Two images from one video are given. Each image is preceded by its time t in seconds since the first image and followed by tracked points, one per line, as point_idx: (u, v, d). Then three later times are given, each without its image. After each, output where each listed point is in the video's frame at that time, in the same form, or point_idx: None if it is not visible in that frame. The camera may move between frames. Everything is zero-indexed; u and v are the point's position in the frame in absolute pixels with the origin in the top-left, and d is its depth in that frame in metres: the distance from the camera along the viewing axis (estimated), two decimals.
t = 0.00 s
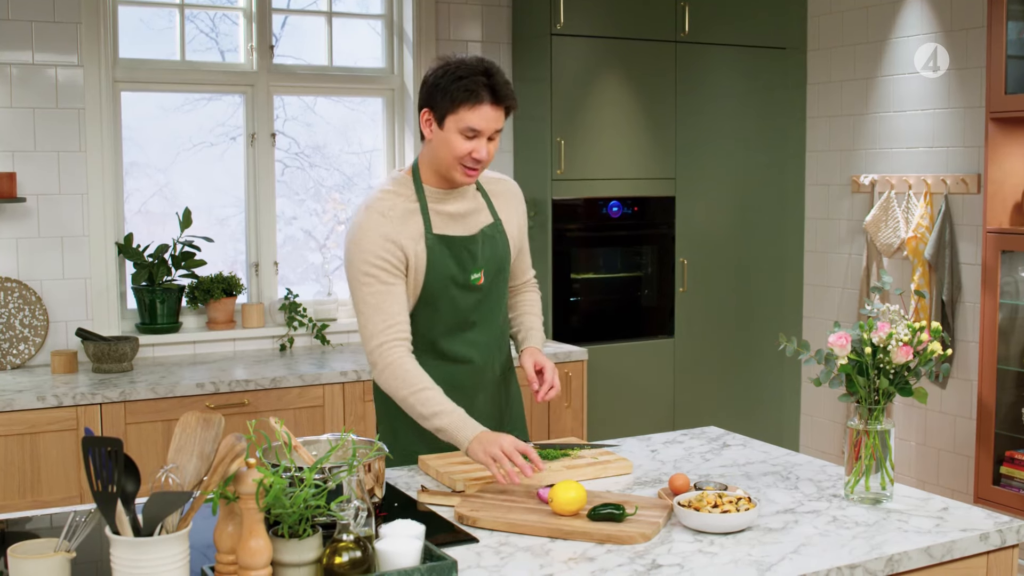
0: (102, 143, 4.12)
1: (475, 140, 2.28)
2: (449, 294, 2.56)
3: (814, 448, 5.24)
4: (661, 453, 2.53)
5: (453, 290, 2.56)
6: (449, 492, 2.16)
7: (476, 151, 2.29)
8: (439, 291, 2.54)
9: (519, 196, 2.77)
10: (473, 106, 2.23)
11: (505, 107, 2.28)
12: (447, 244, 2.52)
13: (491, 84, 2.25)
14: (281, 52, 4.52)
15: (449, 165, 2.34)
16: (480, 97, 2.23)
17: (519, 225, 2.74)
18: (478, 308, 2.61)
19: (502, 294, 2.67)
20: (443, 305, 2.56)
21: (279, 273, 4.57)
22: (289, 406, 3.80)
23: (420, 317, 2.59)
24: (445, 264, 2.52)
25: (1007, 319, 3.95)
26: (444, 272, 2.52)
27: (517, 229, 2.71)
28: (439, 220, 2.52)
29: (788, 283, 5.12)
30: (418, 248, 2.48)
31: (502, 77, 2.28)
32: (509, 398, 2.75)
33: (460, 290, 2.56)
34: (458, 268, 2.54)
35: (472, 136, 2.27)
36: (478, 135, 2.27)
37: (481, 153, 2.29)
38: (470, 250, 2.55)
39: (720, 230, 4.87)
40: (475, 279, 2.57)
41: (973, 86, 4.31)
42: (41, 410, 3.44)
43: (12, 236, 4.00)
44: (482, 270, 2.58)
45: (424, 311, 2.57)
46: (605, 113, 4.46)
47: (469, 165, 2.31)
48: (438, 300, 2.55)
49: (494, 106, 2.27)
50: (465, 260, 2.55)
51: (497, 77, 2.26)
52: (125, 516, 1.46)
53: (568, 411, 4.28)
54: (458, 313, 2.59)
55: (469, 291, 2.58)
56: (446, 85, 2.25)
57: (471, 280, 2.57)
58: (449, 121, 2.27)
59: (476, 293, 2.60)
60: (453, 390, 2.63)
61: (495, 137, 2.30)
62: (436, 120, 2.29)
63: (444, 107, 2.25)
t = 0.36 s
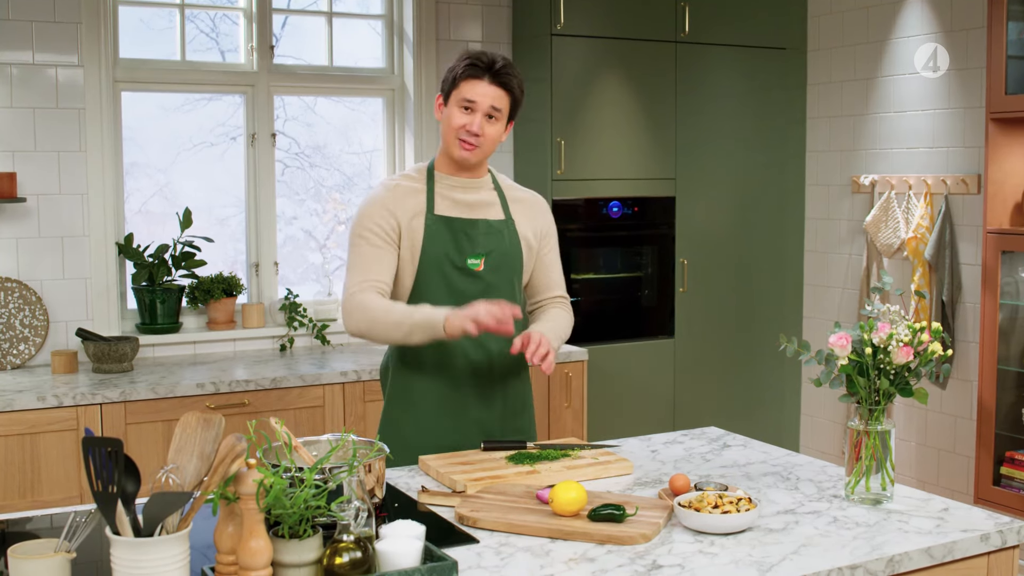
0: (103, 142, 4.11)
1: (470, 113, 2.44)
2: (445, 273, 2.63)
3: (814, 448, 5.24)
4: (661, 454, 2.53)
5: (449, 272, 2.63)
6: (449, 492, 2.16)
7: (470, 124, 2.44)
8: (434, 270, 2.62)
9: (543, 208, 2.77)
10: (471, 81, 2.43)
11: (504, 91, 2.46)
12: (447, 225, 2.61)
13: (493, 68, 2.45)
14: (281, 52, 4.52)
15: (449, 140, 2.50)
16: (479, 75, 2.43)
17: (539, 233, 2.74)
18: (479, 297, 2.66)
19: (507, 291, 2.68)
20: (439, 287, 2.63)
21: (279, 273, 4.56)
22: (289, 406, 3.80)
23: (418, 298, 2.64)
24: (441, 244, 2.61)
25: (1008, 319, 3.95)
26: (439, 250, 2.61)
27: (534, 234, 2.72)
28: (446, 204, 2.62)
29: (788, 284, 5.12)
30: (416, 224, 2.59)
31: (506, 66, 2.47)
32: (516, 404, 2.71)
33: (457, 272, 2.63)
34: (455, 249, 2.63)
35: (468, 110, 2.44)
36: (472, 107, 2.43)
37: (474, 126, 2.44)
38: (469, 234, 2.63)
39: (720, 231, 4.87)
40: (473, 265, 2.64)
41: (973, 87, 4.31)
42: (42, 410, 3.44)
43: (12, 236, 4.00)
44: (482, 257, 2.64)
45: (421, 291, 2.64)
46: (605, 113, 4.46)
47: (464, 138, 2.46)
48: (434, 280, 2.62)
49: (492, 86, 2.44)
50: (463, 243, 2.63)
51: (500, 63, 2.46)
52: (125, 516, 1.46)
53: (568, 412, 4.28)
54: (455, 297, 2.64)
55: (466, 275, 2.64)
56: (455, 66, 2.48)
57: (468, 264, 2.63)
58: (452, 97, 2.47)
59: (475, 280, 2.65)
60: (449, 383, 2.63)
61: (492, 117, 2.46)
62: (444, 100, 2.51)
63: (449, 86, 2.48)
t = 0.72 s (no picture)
0: (103, 143, 4.12)
1: (481, 118, 2.45)
2: (451, 269, 2.66)
3: (814, 449, 5.24)
4: (661, 455, 2.53)
5: (456, 269, 2.66)
6: (449, 493, 2.16)
7: (482, 128, 2.46)
8: (441, 266, 2.66)
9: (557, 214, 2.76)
10: (479, 87, 2.44)
11: (513, 92, 2.46)
12: (456, 222, 2.65)
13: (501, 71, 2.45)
14: (282, 53, 4.52)
15: (464, 145, 2.52)
16: (487, 79, 2.44)
17: (548, 236, 2.73)
18: (485, 294, 2.66)
19: (513, 292, 2.68)
20: (445, 283, 2.67)
21: (279, 273, 4.56)
22: (289, 407, 3.80)
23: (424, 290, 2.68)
24: (448, 241, 2.65)
25: (1008, 320, 3.95)
26: (445, 246, 2.65)
27: (543, 237, 2.71)
28: (459, 205, 2.66)
29: (788, 284, 5.12)
30: (425, 220, 2.64)
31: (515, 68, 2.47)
32: (520, 402, 2.69)
33: (463, 268, 2.66)
34: (462, 246, 2.65)
35: (479, 115, 2.46)
36: (482, 113, 2.44)
37: (486, 130, 2.46)
38: (477, 232, 2.65)
39: (720, 231, 4.87)
40: (478, 263, 2.65)
41: (973, 87, 4.31)
42: (42, 410, 3.44)
43: (13, 237, 4.00)
44: (489, 256, 2.66)
45: (427, 284, 2.67)
46: (606, 114, 4.46)
47: (477, 142, 2.49)
48: (440, 276, 2.66)
49: (501, 89, 2.45)
50: (470, 241, 2.65)
51: (508, 65, 2.46)
52: (126, 517, 1.46)
53: (569, 413, 4.27)
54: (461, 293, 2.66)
55: (472, 273, 2.66)
56: (464, 72, 2.49)
57: (474, 262, 2.65)
58: (463, 103, 2.48)
59: (481, 278, 2.66)
60: (451, 378, 2.64)
61: (503, 120, 2.47)
62: (456, 105, 2.53)
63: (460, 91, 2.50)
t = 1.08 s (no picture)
0: (104, 144, 4.12)
1: (472, 114, 2.46)
2: (449, 270, 2.67)
3: (815, 450, 5.24)
4: (662, 455, 2.53)
5: (453, 268, 2.67)
6: (450, 494, 2.16)
7: (475, 124, 2.46)
8: (438, 267, 2.67)
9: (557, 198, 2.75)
10: (465, 85, 2.46)
11: (499, 85, 2.48)
12: (451, 223, 2.68)
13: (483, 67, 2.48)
14: (283, 54, 4.52)
15: (460, 146, 2.52)
16: (471, 77, 2.47)
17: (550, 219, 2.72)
18: (483, 291, 2.66)
19: (513, 286, 2.67)
20: (443, 283, 2.67)
21: (280, 274, 4.57)
22: (289, 408, 3.80)
23: (424, 291, 2.69)
24: (444, 242, 2.67)
25: (1009, 321, 3.95)
26: (442, 248, 2.67)
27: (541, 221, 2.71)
28: (455, 205, 2.68)
29: (789, 285, 5.12)
30: (423, 224, 2.68)
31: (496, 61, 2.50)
32: (522, 400, 2.68)
33: (460, 268, 2.66)
34: (459, 246, 2.67)
35: (470, 112, 2.46)
36: (472, 109, 2.45)
37: (479, 125, 2.46)
38: (472, 232, 2.67)
39: (720, 231, 4.87)
40: (476, 261, 2.66)
41: (974, 89, 4.31)
42: (42, 410, 3.45)
43: (13, 238, 4.00)
44: (485, 254, 2.66)
45: (427, 286, 2.68)
46: (607, 115, 4.46)
47: (473, 140, 2.48)
48: (437, 276, 2.67)
49: (486, 83, 2.47)
50: (466, 241, 2.67)
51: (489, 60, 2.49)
52: (127, 518, 1.46)
53: (569, 413, 4.27)
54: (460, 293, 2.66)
55: (470, 273, 2.66)
56: (447, 77, 2.52)
57: (471, 261, 2.66)
58: (452, 105, 2.50)
59: (479, 277, 2.67)
60: (452, 377, 2.63)
61: (494, 113, 2.47)
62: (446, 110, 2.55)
63: (447, 94, 2.51)
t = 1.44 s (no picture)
0: (105, 144, 4.12)
1: (465, 124, 2.46)
2: (447, 274, 2.67)
3: (816, 451, 5.24)
4: (663, 456, 2.54)
5: (452, 272, 2.67)
6: (451, 494, 2.16)
7: (469, 134, 2.47)
8: (437, 270, 2.67)
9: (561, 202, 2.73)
10: (458, 94, 2.45)
11: (492, 92, 2.46)
12: (449, 227, 2.67)
13: (475, 74, 2.46)
14: (284, 54, 4.52)
15: (455, 154, 2.54)
16: (464, 85, 2.45)
17: (551, 225, 2.70)
18: (482, 294, 2.65)
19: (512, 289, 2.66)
20: (442, 286, 2.67)
21: (281, 275, 4.57)
22: (290, 408, 3.81)
23: (423, 295, 2.69)
24: (442, 245, 2.67)
25: (1010, 322, 3.95)
26: (440, 251, 2.67)
27: (542, 225, 2.70)
28: (453, 208, 2.68)
29: (789, 286, 5.12)
30: (422, 231, 2.68)
31: (487, 67, 2.47)
32: (522, 403, 2.69)
33: (458, 272, 2.66)
34: (457, 250, 2.67)
35: (463, 121, 2.46)
36: (465, 118, 2.45)
37: (473, 134, 2.47)
38: (470, 235, 2.67)
39: (721, 232, 4.87)
40: (474, 265, 2.66)
41: (975, 90, 4.31)
42: (44, 411, 3.45)
43: (14, 239, 4.00)
44: (483, 257, 2.66)
45: (426, 289, 2.69)
46: (607, 116, 4.46)
47: (467, 149, 2.49)
48: (436, 279, 2.67)
49: (479, 91, 2.45)
50: (464, 244, 2.67)
51: (481, 66, 2.47)
52: (128, 518, 1.46)
53: (570, 414, 4.27)
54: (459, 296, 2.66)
55: (468, 276, 2.66)
56: (441, 83, 2.51)
57: (469, 264, 2.66)
58: (446, 113, 2.50)
59: (478, 280, 2.66)
60: (451, 381, 2.64)
61: (488, 121, 2.47)
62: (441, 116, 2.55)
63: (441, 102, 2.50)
